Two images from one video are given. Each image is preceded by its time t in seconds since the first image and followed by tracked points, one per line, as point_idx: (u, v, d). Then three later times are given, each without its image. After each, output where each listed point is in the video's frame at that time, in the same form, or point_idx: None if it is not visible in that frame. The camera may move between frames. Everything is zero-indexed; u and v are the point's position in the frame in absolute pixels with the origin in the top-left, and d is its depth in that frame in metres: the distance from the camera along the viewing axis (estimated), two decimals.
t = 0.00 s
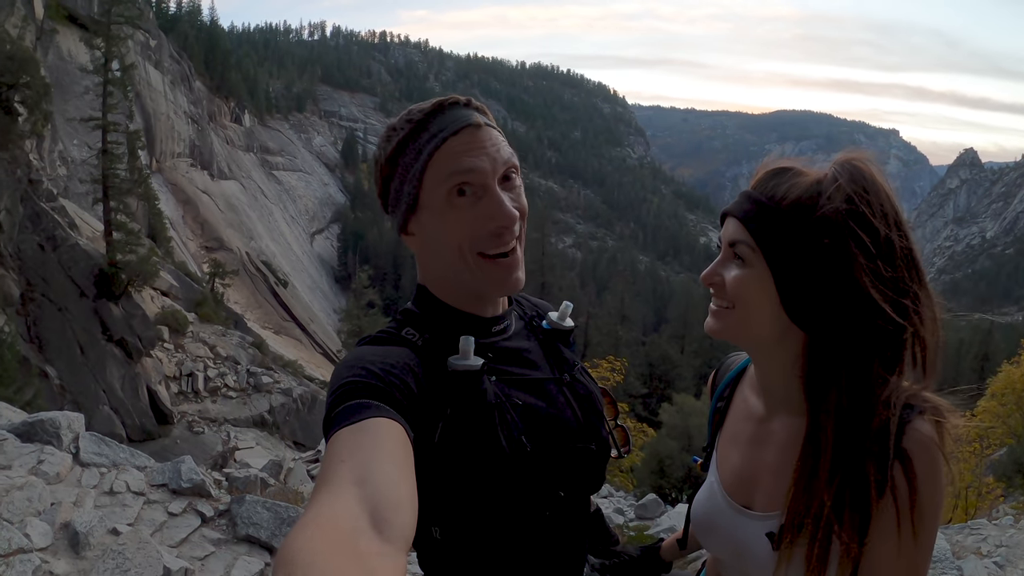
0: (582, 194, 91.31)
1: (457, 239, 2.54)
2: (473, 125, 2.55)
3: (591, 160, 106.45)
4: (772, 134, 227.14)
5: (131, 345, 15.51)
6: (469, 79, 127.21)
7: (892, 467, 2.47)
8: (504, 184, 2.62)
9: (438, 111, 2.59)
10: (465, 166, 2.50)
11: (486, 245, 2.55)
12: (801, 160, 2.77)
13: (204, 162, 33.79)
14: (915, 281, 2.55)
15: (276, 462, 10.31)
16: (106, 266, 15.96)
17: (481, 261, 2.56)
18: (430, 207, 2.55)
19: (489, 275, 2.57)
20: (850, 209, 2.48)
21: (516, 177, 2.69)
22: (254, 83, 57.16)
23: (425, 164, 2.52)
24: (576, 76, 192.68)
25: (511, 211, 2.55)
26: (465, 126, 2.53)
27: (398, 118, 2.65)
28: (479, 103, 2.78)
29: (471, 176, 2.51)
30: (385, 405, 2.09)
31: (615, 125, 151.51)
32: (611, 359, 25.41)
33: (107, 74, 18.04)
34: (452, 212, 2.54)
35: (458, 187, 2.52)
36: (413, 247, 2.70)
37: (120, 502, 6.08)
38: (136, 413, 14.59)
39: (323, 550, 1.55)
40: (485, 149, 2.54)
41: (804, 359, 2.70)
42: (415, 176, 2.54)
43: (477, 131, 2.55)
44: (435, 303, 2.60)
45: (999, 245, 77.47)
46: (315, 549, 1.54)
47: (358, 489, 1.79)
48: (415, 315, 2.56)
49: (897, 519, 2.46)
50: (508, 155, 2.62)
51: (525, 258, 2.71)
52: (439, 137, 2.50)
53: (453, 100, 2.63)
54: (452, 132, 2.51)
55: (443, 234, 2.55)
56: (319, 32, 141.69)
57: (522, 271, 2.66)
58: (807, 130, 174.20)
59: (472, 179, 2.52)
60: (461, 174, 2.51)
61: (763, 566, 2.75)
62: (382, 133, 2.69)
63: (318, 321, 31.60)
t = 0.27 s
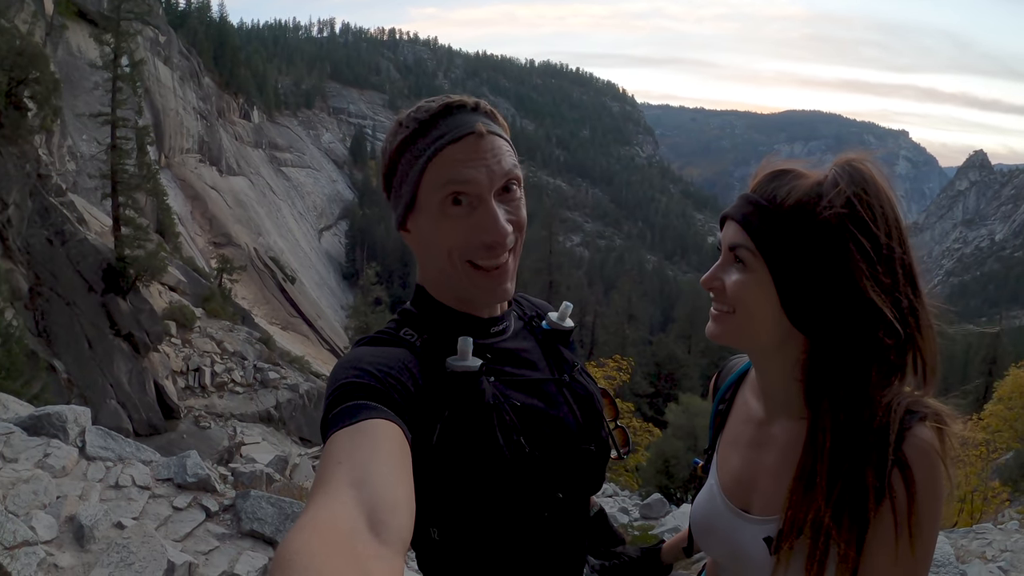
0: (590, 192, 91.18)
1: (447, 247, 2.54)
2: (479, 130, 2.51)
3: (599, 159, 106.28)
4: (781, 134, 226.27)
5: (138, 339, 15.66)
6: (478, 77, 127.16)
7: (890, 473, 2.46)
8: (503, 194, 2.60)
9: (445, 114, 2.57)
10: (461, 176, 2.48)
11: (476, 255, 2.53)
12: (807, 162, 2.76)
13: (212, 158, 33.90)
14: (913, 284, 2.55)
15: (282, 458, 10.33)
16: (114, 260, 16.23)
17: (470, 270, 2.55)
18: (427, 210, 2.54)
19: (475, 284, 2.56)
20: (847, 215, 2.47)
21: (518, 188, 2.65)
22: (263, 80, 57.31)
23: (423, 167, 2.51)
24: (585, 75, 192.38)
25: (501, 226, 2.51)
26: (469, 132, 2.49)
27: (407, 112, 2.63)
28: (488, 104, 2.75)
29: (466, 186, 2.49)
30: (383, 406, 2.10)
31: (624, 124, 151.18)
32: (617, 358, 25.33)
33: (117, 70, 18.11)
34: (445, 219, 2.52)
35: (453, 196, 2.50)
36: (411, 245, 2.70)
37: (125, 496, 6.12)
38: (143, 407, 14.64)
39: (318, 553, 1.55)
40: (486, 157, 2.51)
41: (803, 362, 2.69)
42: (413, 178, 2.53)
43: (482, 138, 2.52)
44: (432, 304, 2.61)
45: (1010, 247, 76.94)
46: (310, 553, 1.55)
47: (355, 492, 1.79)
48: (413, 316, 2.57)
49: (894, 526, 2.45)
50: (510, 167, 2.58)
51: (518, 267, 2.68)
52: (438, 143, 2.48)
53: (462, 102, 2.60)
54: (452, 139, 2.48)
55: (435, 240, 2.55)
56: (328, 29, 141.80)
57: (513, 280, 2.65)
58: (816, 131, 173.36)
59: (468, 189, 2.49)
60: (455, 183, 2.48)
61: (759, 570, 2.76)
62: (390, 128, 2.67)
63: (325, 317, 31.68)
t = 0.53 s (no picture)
0: (592, 194, 91.18)
1: (495, 244, 2.52)
2: (518, 130, 2.57)
3: (601, 161, 106.29)
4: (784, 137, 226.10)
5: (141, 340, 15.67)
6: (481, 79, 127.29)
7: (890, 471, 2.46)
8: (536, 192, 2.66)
9: (476, 112, 2.54)
10: (514, 173, 2.51)
11: (520, 250, 2.56)
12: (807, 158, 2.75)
13: (215, 159, 33.97)
14: (912, 281, 2.55)
15: (284, 459, 10.33)
16: (117, 261, 16.21)
17: (513, 266, 2.56)
18: (466, 207, 2.50)
19: (516, 279, 2.58)
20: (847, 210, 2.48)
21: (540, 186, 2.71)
22: (266, 81, 57.44)
23: (475, 163, 2.46)
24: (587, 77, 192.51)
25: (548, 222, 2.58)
26: (513, 131, 2.53)
27: (428, 108, 2.56)
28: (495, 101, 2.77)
29: (521, 184, 2.52)
30: (385, 402, 2.10)
31: (627, 126, 151.22)
32: (619, 360, 25.26)
33: (120, 71, 18.16)
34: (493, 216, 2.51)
35: (508, 196, 2.51)
36: (430, 245, 2.60)
37: (127, 496, 6.12)
38: (145, 408, 14.64)
39: (325, 548, 1.55)
40: (528, 156, 2.58)
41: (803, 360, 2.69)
42: (460, 173, 2.47)
43: (521, 138, 2.57)
44: (439, 301, 2.59)
45: (1012, 250, 76.79)
46: (317, 548, 1.55)
47: (358, 487, 1.79)
48: (417, 313, 2.56)
49: (894, 524, 2.45)
50: (538, 166, 2.64)
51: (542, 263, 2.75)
52: (492, 140, 2.48)
53: (492, 101, 2.62)
54: (504, 135, 2.50)
55: (478, 237, 2.52)
56: (331, 30, 141.98)
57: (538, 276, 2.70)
58: (819, 133, 173.23)
59: (520, 187, 2.53)
60: (509, 180, 2.50)
61: (760, 568, 2.76)
62: (403, 120, 2.56)
63: (327, 318, 31.69)
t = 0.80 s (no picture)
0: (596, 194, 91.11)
1: (496, 248, 2.52)
2: (527, 135, 2.56)
3: (605, 161, 106.22)
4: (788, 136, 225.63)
5: (145, 341, 15.84)
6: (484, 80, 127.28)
7: (894, 474, 2.45)
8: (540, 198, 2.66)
9: (488, 113, 2.54)
10: (521, 179, 2.51)
11: (520, 255, 2.55)
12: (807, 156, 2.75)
13: (220, 161, 34.04)
14: (914, 282, 2.54)
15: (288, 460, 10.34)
16: (121, 263, 16.31)
17: (512, 270, 2.56)
18: (473, 207, 2.49)
19: (512, 283, 2.57)
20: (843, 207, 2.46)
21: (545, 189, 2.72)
22: (269, 83, 57.57)
23: (481, 165, 2.46)
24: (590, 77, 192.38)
25: (551, 229, 2.58)
26: (522, 135, 2.53)
27: (438, 105, 2.55)
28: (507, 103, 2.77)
29: (527, 190, 2.52)
30: (384, 402, 2.10)
31: (630, 126, 151.11)
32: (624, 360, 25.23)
33: (124, 73, 18.21)
34: (496, 218, 2.50)
35: (513, 200, 2.50)
36: (432, 243, 2.60)
37: (131, 497, 6.14)
38: (150, 409, 14.71)
39: (321, 548, 1.55)
40: (534, 162, 2.58)
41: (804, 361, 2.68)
42: (467, 174, 2.46)
43: (530, 143, 2.58)
44: (438, 301, 2.60)
45: (1018, 248, 76.52)
46: (314, 548, 1.55)
47: (356, 487, 1.79)
48: (416, 312, 2.57)
49: (899, 528, 2.44)
50: (545, 169, 2.65)
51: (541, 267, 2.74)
52: (501, 143, 2.48)
53: (504, 104, 2.61)
54: (512, 139, 2.49)
55: (480, 240, 2.51)
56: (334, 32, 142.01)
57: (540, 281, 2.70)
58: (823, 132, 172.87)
59: (526, 192, 2.53)
60: (514, 186, 2.50)
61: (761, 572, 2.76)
62: (415, 115, 2.54)
63: (331, 319, 31.72)
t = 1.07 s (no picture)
0: (597, 192, 91.04)
1: (480, 235, 2.52)
2: (506, 121, 2.57)
3: (605, 158, 106.18)
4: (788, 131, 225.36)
5: (148, 344, 15.75)
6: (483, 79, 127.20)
7: (899, 474, 2.44)
8: (530, 183, 2.64)
9: (470, 102, 2.59)
10: (495, 160, 2.50)
11: (506, 240, 2.53)
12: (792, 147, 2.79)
13: (219, 163, 34.06)
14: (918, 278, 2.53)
15: (292, 461, 10.36)
16: (123, 266, 16.19)
17: (502, 260, 2.54)
18: (457, 195, 2.52)
19: (502, 272, 2.55)
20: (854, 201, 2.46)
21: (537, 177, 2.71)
22: (268, 85, 57.57)
23: (454, 153, 2.50)
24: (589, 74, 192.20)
25: (534, 210, 2.54)
26: (499, 120, 2.54)
27: (424, 107, 2.64)
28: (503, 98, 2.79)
29: (500, 170, 2.50)
30: (386, 400, 2.10)
31: (630, 124, 151.03)
32: (626, 358, 25.20)
33: (122, 77, 18.21)
34: (476, 206, 2.52)
35: (490, 184, 2.50)
36: (427, 240, 2.66)
37: (133, 501, 6.15)
38: (153, 412, 14.72)
39: (322, 549, 1.55)
40: (515, 146, 2.56)
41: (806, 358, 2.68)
42: (443, 165, 2.51)
43: (509, 129, 2.58)
44: (440, 299, 2.61)
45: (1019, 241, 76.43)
46: (316, 548, 1.54)
47: (358, 486, 1.79)
48: (418, 311, 2.57)
49: (903, 527, 2.44)
50: (532, 154, 2.64)
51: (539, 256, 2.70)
52: (472, 130, 2.50)
53: (486, 94, 2.65)
54: (484, 124, 2.51)
55: (465, 228, 2.53)
56: (333, 32, 141.89)
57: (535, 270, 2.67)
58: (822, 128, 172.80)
59: (502, 175, 2.51)
60: (489, 171, 2.50)
61: (764, 569, 2.76)
62: (406, 119, 2.66)
63: (333, 320, 31.75)
